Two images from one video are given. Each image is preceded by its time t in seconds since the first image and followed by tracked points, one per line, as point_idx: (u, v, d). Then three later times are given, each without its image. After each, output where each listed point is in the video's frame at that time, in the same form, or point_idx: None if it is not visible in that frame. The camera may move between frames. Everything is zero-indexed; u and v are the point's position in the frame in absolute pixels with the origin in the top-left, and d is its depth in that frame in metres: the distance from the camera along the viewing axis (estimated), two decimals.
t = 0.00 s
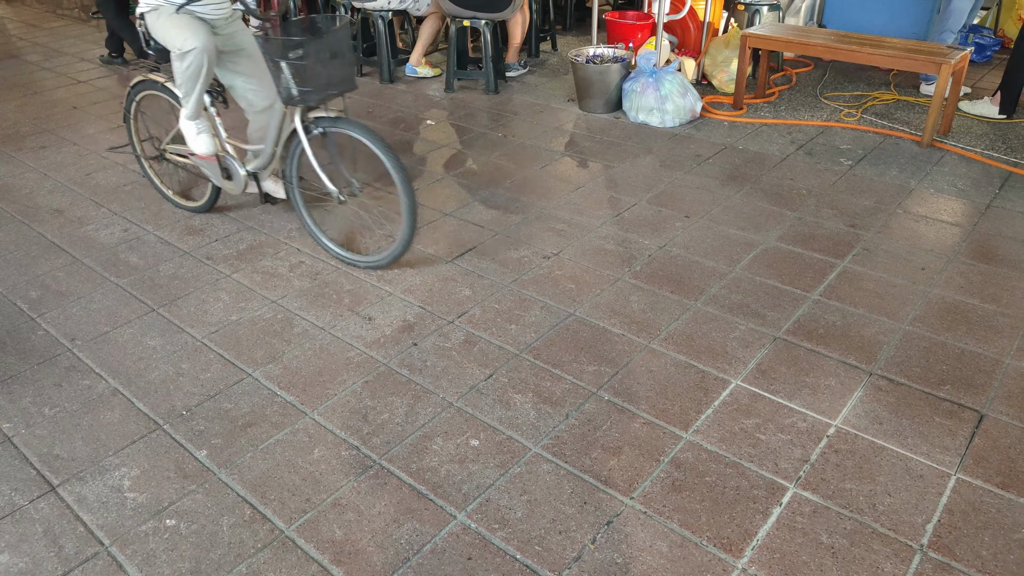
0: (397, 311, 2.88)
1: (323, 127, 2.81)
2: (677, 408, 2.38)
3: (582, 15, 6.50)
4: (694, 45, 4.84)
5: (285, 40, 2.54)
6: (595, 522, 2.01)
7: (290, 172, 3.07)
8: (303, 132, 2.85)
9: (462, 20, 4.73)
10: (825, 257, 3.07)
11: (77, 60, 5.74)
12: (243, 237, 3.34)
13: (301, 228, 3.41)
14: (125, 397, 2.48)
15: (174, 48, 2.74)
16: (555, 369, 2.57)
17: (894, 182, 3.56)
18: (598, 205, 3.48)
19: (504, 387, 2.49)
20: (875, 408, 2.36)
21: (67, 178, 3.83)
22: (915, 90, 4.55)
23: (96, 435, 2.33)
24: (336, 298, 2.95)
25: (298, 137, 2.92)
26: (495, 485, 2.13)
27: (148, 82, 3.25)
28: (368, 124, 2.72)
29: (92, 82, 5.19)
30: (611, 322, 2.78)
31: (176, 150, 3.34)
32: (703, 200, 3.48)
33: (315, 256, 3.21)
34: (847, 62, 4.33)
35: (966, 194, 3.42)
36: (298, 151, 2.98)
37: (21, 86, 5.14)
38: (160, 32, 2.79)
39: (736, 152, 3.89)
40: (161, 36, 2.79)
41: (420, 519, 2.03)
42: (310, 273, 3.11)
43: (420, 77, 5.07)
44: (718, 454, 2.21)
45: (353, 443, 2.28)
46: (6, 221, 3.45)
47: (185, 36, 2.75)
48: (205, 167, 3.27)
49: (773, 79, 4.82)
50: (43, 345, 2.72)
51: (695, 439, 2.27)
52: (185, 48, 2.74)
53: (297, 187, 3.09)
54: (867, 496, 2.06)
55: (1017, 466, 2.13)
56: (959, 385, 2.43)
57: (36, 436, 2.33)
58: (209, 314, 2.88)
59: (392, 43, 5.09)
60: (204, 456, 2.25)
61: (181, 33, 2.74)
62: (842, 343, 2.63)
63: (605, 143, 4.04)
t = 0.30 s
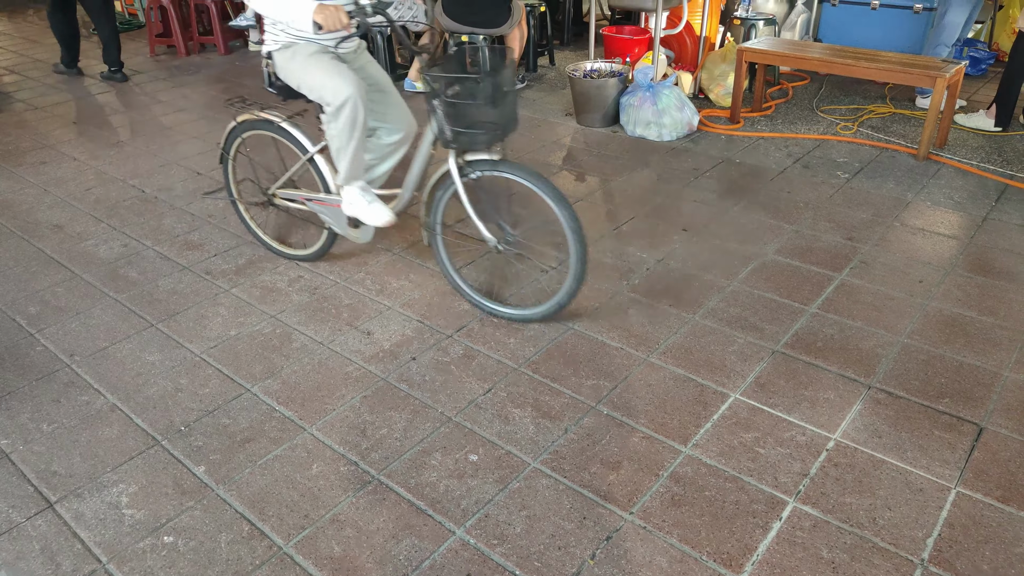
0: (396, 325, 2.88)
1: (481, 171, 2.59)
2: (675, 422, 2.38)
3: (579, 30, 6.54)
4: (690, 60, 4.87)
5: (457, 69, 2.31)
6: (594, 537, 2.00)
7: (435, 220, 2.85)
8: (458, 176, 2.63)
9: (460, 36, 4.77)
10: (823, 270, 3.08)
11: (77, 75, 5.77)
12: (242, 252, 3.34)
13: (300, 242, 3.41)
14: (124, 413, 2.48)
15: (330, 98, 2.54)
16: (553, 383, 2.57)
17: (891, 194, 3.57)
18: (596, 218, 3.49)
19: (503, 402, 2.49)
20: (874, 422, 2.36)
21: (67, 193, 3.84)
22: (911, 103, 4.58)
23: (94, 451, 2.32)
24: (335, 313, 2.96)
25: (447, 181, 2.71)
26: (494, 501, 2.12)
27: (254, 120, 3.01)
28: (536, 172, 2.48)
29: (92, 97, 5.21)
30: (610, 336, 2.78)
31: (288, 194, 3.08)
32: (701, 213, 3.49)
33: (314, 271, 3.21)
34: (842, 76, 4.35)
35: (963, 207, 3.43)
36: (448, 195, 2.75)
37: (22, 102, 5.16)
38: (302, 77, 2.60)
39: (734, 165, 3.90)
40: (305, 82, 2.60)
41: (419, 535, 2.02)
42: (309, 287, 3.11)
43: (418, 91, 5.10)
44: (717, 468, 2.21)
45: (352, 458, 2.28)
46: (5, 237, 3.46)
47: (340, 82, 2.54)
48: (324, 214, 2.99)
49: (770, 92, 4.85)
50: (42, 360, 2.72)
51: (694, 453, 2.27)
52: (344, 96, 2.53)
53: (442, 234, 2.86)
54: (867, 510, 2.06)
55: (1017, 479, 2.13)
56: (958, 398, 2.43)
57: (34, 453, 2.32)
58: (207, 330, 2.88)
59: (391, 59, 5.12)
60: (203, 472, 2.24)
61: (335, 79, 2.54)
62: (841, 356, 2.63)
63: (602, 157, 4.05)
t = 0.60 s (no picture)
0: (396, 344, 2.88)
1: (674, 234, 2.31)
2: (675, 439, 2.38)
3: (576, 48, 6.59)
4: (687, 76, 4.90)
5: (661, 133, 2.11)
6: (595, 556, 2.00)
7: (612, 281, 2.56)
8: (648, 237, 2.35)
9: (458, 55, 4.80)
10: (821, 285, 3.08)
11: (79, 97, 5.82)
12: (242, 271, 3.35)
13: (300, 261, 3.42)
14: (124, 434, 2.48)
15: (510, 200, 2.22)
16: (553, 401, 2.57)
17: (889, 209, 3.58)
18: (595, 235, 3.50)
19: (503, 420, 2.49)
20: (874, 438, 2.35)
21: (68, 214, 3.86)
22: (907, 118, 4.60)
23: (94, 472, 2.32)
24: (335, 332, 2.96)
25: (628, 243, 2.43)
26: (494, 520, 2.12)
27: (393, 164, 2.71)
28: (754, 248, 2.16)
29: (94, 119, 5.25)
30: (609, 353, 2.78)
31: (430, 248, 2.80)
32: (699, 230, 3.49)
33: (314, 289, 3.22)
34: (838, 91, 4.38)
35: (961, 221, 3.44)
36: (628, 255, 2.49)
37: (24, 123, 5.20)
38: (473, 148, 2.29)
39: (732, 181, 3.92)
40: (478, 158, 2.28)
41: (419, 555, 2.02)
42: (308, 306, 3.12)
43: (417, 110, 5.12)
44: (718, 486, 2.20)
45: (351, 478, 2.28)
46: (7, 259, 3.47)
47: (516, 176, 2.22)
48: (471, 269, 2.68)
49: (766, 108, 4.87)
50: (42, 382, 2.72)
51: (694, 470, 2.26)
52: (518, 197, 2.22)
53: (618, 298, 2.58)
54: (869, 527, 2.05)
55: (1020, 495, 2.12)
56: (959, 413, 2.42)
57: (34, 474, 2.32)
58: (207, 349, 2.88)
59: (389, 78, 5.16)
60: (202, 492, 2.24)
61: (511, 171, 2.22)
62: (840, 372, 2.63)
63: (601, 174, 4.07)
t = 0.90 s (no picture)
0: (397, 371, 2.88)
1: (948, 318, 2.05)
2: (678, 466, 2.37)
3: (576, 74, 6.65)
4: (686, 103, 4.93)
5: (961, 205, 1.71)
6: None
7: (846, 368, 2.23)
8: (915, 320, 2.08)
9: (459, 82, 4.85)
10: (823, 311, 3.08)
11: (82, 125, 5.87)
12: (244, 298, 3.37)
13: (302, 288, 3.43)
14: (126, 462, 2.48)
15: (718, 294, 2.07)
16: (555, 427, 2.56)
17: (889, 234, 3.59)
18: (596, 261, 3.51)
19: (505, 447, 2.48)
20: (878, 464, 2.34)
21: (72, 242, 3.88)
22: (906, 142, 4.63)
23: (95, 501, 2.32)
24: (337, 359, 2.96)
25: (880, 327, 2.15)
26: (495, 548, 2.11)
27: (573, 227, 2.42)
28: None
29: (97, 146, 5.29)
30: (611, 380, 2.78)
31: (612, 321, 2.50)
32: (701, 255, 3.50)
33: (316, 315, 3.23)
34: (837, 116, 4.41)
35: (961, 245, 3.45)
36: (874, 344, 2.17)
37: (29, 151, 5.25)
38: (687, 226, 2.12)
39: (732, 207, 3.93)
40: (691, 239, 2.11)
41: None
42: (310, 333, 3.12)
43: (418, 137, 5.16)
44: (721, 513, 2.19)
45: (353, 506, 2.27)
46: (11, 286, 3.49)
47: (736, 273, 2.05)
48: (660, 347, 2.42)
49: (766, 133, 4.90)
50: (43, 410, 2.72)
51: (696, 497, 2.25)
52: (731, 294, 2.08)
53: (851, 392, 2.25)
54: (874, 554, 2.04)
55: None
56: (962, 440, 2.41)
57: (35, 503, 2.32)
58: (209, 377, 2.89)
59: (391, 105, 5.20)
60: (204, 521, 2.24)
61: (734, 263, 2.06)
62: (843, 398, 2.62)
63: (601, 200, 4.08)
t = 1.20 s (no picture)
0: (398, 396, 2.87)
1: None
2: (681, 493, 2.36)
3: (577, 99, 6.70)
4: (687, 128, 4.96)
5: None
6: None
7: None
8: None
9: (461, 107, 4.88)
10: (824, 336, 3.08)
11: (87, 148, 5.91)
12: (246, 322, 3.37)
13: (304, 311, 3.43)
14: (125, 486, 2.47)
15: None
16: (557, 453, 2.55)
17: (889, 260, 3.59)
18: (597, 285, 3.51)
19: (506, 473, 2.47)
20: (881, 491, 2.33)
21: (75, 265, 3.89)
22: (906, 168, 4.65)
23: (95, 526, 2.31)
24: (338, 383, 2.96)
25: None
26: None
27: (812, 301, 2.05)
28: None
29: (100, 169, 5.32)
30: (613, 404, 2.77)
31: (856, 411, 2.15)
32: (703, 280, 3.51)
33: (317, 339, 3.23)
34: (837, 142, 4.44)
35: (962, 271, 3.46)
36: None
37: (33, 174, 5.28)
38: None
39: (733, 232, 3.94)
40: None
41: None
42: (312, 357, 3.12)
43: (421, 161, 5.18)
44: (724, 540, 2.18)
45: (354, 531, 2.26)
46: (13, 309, 3.49)
47: None
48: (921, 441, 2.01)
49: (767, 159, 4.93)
50: (44, 434, 2.72)
51: (699, 524, 2.24)
52: None
53: None
54: None
55: None
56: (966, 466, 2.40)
57: (34, 528, 2.30)
58: (210, 401, 2.88)
59: (394, 129, 5.24)
60: (203, 546, 2.22)
61: None
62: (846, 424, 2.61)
63: (603, 225, 4.10)
